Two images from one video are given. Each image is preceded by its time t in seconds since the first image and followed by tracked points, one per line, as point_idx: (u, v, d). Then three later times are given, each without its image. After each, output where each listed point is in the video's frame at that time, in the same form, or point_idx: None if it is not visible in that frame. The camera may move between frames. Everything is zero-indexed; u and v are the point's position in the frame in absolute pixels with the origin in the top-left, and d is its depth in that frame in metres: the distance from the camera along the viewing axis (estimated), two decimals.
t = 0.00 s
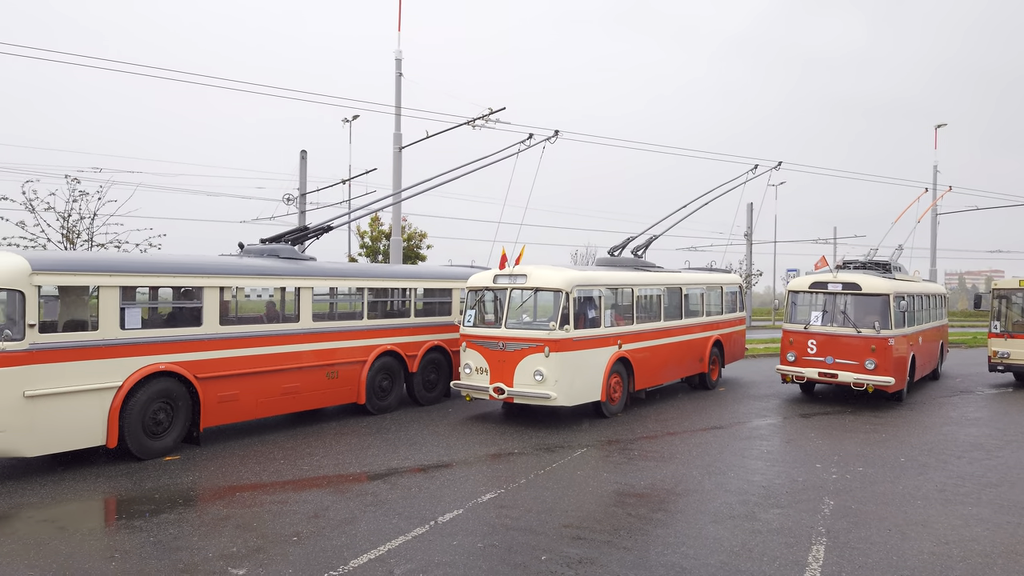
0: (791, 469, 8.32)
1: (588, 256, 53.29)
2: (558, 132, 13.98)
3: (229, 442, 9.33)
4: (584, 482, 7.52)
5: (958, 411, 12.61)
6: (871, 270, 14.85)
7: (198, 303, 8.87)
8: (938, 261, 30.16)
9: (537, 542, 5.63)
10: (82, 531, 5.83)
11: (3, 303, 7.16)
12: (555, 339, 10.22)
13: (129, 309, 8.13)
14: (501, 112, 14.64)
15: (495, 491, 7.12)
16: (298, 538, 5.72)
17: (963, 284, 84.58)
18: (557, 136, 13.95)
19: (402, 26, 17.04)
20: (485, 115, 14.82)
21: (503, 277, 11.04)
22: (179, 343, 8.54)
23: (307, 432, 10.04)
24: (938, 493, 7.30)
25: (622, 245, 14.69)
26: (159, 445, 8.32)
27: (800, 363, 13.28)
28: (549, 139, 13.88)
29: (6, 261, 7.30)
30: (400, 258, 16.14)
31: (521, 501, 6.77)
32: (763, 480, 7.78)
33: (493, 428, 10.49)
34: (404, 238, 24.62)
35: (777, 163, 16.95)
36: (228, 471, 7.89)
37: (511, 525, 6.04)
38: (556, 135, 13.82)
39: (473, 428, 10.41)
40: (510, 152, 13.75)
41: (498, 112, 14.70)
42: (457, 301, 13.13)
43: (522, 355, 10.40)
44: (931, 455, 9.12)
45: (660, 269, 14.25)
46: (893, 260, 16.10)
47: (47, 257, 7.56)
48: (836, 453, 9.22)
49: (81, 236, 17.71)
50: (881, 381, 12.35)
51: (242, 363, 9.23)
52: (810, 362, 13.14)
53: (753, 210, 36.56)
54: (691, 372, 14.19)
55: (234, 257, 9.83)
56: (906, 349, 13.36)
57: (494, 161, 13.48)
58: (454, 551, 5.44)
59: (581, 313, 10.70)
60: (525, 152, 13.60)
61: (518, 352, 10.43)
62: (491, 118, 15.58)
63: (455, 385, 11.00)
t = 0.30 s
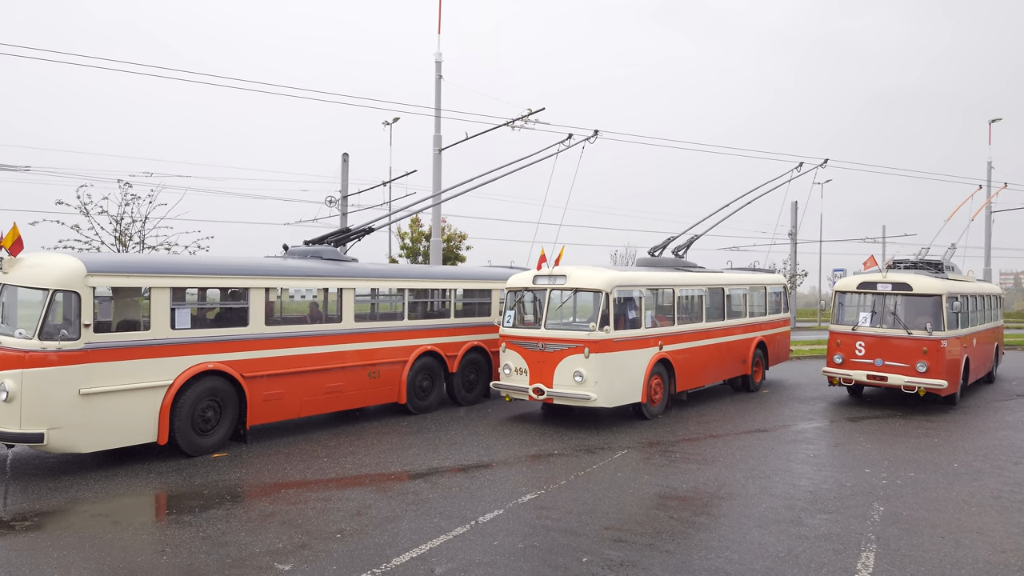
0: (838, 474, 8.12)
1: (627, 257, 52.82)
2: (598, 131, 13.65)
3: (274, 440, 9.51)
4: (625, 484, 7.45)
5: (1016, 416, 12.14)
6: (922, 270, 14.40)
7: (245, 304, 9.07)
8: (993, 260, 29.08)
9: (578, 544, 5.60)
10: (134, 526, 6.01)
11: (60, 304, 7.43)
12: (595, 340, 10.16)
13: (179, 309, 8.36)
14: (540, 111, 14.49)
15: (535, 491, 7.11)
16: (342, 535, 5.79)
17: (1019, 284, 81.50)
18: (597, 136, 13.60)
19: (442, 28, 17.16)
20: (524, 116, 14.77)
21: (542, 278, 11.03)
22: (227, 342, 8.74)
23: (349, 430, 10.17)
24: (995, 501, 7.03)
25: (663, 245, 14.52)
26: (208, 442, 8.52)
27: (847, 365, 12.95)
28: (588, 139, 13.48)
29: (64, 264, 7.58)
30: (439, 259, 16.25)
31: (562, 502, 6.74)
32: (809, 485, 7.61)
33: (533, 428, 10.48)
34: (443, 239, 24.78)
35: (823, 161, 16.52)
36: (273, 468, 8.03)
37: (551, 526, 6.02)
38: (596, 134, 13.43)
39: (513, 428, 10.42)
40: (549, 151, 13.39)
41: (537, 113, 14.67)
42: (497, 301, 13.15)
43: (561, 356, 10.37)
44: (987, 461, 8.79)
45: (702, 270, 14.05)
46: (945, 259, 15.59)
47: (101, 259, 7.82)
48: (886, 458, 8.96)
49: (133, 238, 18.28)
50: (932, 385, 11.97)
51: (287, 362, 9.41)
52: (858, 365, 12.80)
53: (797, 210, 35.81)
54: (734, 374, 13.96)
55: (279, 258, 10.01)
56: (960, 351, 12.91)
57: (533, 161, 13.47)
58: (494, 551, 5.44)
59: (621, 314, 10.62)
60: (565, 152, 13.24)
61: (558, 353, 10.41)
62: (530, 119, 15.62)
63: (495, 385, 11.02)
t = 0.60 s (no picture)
0: (889, 480, 7.88)
1: (669, 258, 52.24)
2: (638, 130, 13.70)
3: (319, 438, 9.66)
4: (668, 487, 7.36)
5: None
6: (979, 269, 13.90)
7: (291, 304, 9.24)
8: None
9: (620, 547, 5.55)
10: (185, 521, 6.17)
11: (115, 305, 7.67)
12: (637, 341, 10.07)
13: (228, 309, 8.56)
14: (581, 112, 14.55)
15: (577, 493, 7.08)
16: (385, 533, 5.85)
17: None
18: (637, 135, 13.62)
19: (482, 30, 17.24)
20: (565, 116, 14.76)
21: (583, 279, 10.97)
22: (273, 342, 8.91)
23: (391, 430, 10.28)
24: None
25: (706, 245, 14.32)
26: (255, 439, 8.70)
27: (898, 368, 12.58)
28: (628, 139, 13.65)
29: (118, 265, 7.83)
30: (480, 260, 16.31)
31: (604, 505, 6.70)
32: (859, 490, 7.40)
33: (574, 430, 10.44)
34: (484, 241, 24.88)
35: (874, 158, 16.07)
36: (318, 466, 8.16)
37: (593, 528, 5.98)
38: (638, 131, 13.50)
39: (554, 429, 10.39)
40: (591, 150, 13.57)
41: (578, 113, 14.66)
42: (537, 302, 13.14)
43: (602, 357, 10.30)
44: None
45: (746, 270, 13.83)
46: (1004, 259, 15.02)
47: (154, 261, 8.05)
48: (940, 464, 8.66)
49: (183, 241, 18.80)
50: (990, 389, 11.53)
51: (331, 362, 9.55)
52: (910, 368, 12.42)
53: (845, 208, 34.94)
54: (780, 376, 13.69)
55: (323, 260, 10.17)
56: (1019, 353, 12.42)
57: (573, 162, 13.42)
58: (536, 552, 5.43)
59: (663, 315, 10.50)
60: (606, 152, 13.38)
61: (599, 354, 10.34)
62: (571, 120, 15.58)
63: (536, 386, 11.00)
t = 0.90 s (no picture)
0: (945, 487, 7.60)
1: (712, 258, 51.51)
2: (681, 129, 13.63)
3: (362, 438, 9.78)
4: (712, 491, 7.23)
5: None
6: None
7: (334, 305, 9.37)
8: None
9: (664, 551, 5.47)
10: (233, 517, 6.31)
11: (167, 306, 7.89)
12: (680, 343, 9.93)
13: (274, 310, 8.72)
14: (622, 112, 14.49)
15: (619, 496, 7.00)
16: (427, 533, 5.88)
17: None
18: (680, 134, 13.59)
19: (523, 31, 17.24)
20: (605, 116, 14.73)
21: (625, 280, 10.86)
22: (317, 342, 9.05)
23: (433, 430, 10.35)
24: None
25: (751, 245, 14.06)
26: (300, 438, 8.85)
27: (953, 371, 12.15)
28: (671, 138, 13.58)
29: (169, 268, 8.05)
30: (520, 261, 16.31)
31: (647, 508, 6.62)
32: (912, 497, 7.16)
33: (615, 432, 10.35)
34: (524, 242, 24.92)
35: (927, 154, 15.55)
36: (361, 465, 8.26)
37: (636, 531, 5.92)
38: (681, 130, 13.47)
39: (595, 431, 10.32)
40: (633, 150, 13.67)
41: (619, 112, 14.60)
42: (579, 303, 13.08)
43: (645, 359, 10.19)
44: None
45: (793, 270, 13.54)
46: None
47: (203, 263, 8.26)
48: (999, 471, 8.33)
49: (232, 244, 19.29)
50: None
51: (374, 362, 9.66)
52: (965, 371, 11.98)
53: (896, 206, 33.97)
54: (828, 379, 13.36)
55: (366, 261, 10.29)
56: None
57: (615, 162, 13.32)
58: (578, 554, 5.38)
59: (707, 316, 10.34)
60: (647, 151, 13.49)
61: (641, 356, 10.24)
62: (612, 120, 15.47)
63: (577, 388, 10.95)
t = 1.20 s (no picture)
0: (1002, 493, 7.32)
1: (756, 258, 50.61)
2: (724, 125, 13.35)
3: (404, 437, 9.87)
4: (757, 495, 7.09)
5: None
6: None
7: (376, 306, 9.48)
8: None
9: (707, 555, 5.39)
10: (278, 514, 6.43)
11: (215, 306, 8.10)
12: (723, 343, 9.78)
13: (317, 311, 8.86)
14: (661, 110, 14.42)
15: (661, 498, 6.93)
16: (468, 532, 5.90)
17: None
18: (723, 131, 13.30)
19: (562, 30, 17.19)
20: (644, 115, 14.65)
21: (666, 279, 10.72)
22: (359, 342, 9.17)
23: (473, 430, 10.39)
24: None
25: (796, 245, 13.75)
26: (343, 437, 8.98)
27: (1010, 374, 11.69)
28: (714, 134, 13.30)
29: (217, 269, 8.25)
30: (560, 261, 16.25)
31: (690, 511, 6.53)
32: (967, 503, 6.91)
33: (657, 433, 10.24)
34: (564, 242, 24.86)
35: (981, 149, 15.04)
36: (402, 464, 8.33)
37: (678, 534, 5.84)
38: (723, 128, 13.20)
39: (636, 432, 10.23)
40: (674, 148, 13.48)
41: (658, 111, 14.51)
42: (619, 303, 12.98)
43: (686, 360, 10.07)
44: None
45: (840, 269, 13.21)
46: None
47: (249, 264, 8.44)
48: None
49: (277, 245, 19.69)
50: None
51: (414, 362, 9.73)
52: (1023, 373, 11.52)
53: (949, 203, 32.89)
54: (877, 381, 12.99)
55: (406, 262, 10.38)
56: None
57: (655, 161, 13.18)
58: (619, 557, 5.34)
59: (751, 316, 10.16)
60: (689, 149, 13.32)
61: (683, 357, 10.12)
62: (652, 118, 15.31)
63: (617, 388, 10.86)
